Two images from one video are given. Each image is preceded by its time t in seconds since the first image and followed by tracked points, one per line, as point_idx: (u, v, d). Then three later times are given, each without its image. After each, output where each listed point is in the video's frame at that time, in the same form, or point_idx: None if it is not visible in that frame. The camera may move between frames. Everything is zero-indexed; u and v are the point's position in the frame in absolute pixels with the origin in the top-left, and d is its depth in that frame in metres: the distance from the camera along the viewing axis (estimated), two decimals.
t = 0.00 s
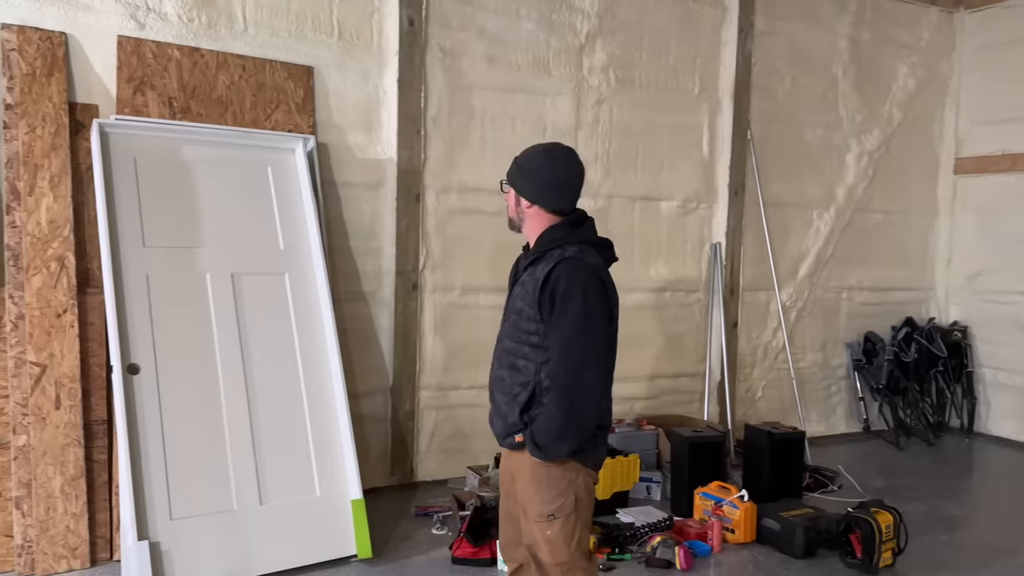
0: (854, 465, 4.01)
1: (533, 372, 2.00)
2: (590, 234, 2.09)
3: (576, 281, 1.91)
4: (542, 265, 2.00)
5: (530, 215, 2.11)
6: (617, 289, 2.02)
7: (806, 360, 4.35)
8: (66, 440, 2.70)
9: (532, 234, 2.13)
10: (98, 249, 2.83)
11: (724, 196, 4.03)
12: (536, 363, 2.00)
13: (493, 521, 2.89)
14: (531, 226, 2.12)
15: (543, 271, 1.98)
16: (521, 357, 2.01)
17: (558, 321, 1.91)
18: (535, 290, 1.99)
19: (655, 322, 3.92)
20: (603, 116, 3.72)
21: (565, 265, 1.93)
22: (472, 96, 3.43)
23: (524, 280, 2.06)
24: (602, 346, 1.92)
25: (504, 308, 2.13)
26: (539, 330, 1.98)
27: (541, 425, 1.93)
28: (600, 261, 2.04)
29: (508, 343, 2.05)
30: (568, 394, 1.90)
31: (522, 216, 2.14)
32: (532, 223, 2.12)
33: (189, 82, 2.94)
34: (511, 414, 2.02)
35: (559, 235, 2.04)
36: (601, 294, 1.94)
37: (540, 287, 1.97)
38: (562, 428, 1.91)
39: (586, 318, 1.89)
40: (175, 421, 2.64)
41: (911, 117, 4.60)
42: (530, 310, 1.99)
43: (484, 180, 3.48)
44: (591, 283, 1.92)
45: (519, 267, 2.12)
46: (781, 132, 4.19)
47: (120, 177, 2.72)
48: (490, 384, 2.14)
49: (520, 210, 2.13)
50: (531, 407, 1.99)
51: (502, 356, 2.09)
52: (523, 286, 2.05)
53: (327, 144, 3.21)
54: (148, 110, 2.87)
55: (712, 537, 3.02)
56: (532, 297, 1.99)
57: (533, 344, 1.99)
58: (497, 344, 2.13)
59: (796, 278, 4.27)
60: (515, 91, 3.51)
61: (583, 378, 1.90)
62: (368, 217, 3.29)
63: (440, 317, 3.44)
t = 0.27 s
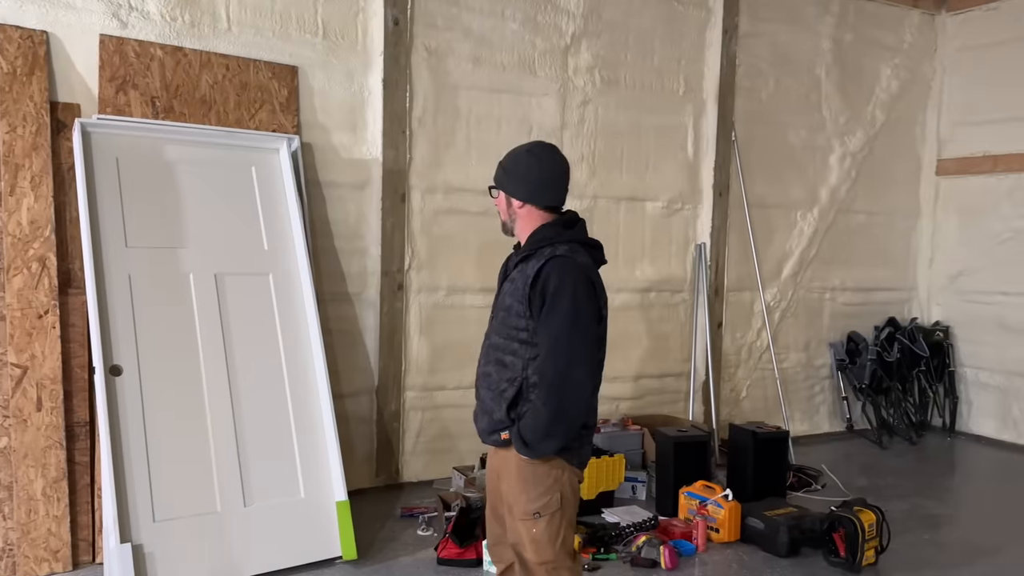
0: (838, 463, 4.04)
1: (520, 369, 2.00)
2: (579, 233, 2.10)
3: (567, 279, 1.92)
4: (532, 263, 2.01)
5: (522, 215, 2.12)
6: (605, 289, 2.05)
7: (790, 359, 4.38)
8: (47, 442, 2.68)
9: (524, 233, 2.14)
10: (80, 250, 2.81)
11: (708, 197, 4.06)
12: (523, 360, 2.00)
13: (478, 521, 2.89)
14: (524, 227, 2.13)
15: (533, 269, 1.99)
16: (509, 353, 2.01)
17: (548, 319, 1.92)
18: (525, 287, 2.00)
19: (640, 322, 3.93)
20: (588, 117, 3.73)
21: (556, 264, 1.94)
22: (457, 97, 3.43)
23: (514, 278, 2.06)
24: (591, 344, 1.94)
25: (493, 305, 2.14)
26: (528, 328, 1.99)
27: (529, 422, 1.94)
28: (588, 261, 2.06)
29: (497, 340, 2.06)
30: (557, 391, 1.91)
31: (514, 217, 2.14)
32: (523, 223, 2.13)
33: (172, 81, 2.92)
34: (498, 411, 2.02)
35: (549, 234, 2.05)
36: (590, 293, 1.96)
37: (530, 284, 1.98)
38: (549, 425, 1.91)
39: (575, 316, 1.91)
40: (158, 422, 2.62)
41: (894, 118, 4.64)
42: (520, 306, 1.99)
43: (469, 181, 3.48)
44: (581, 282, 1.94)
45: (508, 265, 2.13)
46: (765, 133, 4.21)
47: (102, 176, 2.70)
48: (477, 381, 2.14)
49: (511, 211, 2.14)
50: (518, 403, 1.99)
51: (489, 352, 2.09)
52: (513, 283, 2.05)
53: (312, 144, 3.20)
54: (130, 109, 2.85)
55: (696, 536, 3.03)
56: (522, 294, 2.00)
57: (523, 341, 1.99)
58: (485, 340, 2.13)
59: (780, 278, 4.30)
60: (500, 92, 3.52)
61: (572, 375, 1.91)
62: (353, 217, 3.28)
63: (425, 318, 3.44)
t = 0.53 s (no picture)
0: (827, 463, 4.07)
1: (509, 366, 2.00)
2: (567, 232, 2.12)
3: (557, 277, 1.93)
4: (523, 260, 2.01)
5: (511, 214, 2.13)
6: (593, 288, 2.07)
7: (779, 359, 4.40)
8: (35, 443, 2.67)
9: (513, 233, 2.15)
10: (68, 250, 2.79)
11: (698, 198, 4.07)
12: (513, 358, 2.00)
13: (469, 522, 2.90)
14: (512, 226, 2.14)
15: (523, 266, 2.00)
16: (498, 351, 2.01)
17: (539, 316, 1.93)
18: (515, 284, 2.00)
19: (630, 323, 3.94)
20: (578, 118, 3.73)
21: (547, 262, 1.96)
22: (447, 97, 3.43)
23: (503, 275, 2.06)
24: (580, 342, 1.96)
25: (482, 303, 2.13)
26: (517, 325, 1.99)
27: (519, 420, 1.94)
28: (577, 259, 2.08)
29: (486, 338, 2.05)
30: (546, 388, 1.92)
31: (503, 216, 2.15)
32: (512, 223, 2.13)
33: (161, 81, 2.91)
34: (487, 409, 2.01)
35: (538, 232, 2.06)
36: (580, 291, 1.98)
37: (520, 281, 1.98)
38: (539, 423, 1.92)
39: (565, 313, 1.92)
40: (147, 424, 2.61)
41: (883, 119, 4.67)
42: (510, 303, 1.99)
43: (459, 181, 3.48)
44: (570, 280, 1.96)
45: (497, 262, 2.13)
46: (755, 134, 4.23)
47: (90, 177, 2.69)
48: (466, 379, 2.13)
49: (500, 210, 2.15)
50: (507, 401, 1.99)
51: (479, 350, 2.08)
52: (503, 280, 2.05)
53: (302, 144, 3.20)
54: (119, 109, 2.84)
55: (687, 536, 3.04)
56: (512, 291, 2.00)
57: (512, 338, 1.99)
58: (475, 338, 2.13)
59: (769, 278, 4.32)
60: (491, 92, 3.52)
61: (562, 372, 1.93)
62: (344, 217, 3.28)
63: (416, 318, 3.44)
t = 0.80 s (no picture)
0: (822, 463, 4.08)
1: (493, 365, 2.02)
2: (545, 229, 2.12)
3: (524, 270, 1.93)
4: (498, 259, 2.04)
5: (492, 217, 2.13)
6: (569, 281, 2.04)
7: (775, 359, 4.42)
8: (30, 444, 2.67)
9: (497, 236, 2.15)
10: (63, 251, 2.79)
11: (694, 199, 4.08)
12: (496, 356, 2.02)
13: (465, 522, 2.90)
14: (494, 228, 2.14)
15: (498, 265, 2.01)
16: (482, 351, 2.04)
17: (508, 311, 1.92)
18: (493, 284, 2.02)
19: (625, 323, 3.95)
20: (574, 118, 3.74)
21: (515, 257, 1.96)
22: (443, 98, 3.43)
23: (485, 276, 2.09)
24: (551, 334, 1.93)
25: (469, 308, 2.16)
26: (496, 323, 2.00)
27: (499, 416, 1.94)
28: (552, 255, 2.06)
29: (473, 340, 2.08)
30: (516, 382, 1.90)
31: (484, 221, 2.15)
32: (494, 225, 2.14)
33: (156, 81, 2.91)
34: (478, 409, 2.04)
35: (516, 231, 2.06)
36: (549, 283, 1.95)
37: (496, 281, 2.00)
38: (512, 417, 1.91)
39: (535, 306, 1.90)
40: (143, 424, 2.61)
41: (877, 120, 4.69)
42: (488, 302, 2.01)
43: (455, 182, 3.49)
44: (540, 273, 1.94)
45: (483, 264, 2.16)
46: (750, 135, 4.24)
47: (85, 178, 2.68)
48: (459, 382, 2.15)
49: (481, 215, 2.15)
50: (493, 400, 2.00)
51: (468, 351, 2.11)
52: (484, 281, 2.08)
53: (298, 144, 3.20)
54: (114, 109, 2.83)
55: (682, 535, 3.05)
56: (490, 290, 2.03)
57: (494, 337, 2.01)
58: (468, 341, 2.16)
59: (764, 278, 4.34)
60: (486, 93, 3.52)
61: (532, 365, 1.89)
62: (339, 218, 3.28)
63: (412, 319, 3.44)
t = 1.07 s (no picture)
0: (823, 463, 4.08)
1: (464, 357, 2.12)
2: (520, 232, 2.20)
3: (494, 268, 2.03)
4: (471, 258, 2.14)
5: (473, 224, 2.22)
6: (540, 280, 2.14)
7: (776, 359, 4.42)
8: (31, 444, 2.67)
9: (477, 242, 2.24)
10: (64, 251, 2.79)
11: (694, 199, 4.08)
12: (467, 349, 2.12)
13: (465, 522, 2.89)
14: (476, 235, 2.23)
15: (471, 264, 2.11)
16: (453, 345, 2.12)
17: (479, 306, 2.02)
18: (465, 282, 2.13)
19: (626, 323, 3.95)
20: (574, 118, 3.74)
21: (486, 256, 2.06)
22: (444, 98, 3.43)
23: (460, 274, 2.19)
24: (520, 328, 2.03)
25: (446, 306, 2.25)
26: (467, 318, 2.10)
27: (468, 405, 2.03)
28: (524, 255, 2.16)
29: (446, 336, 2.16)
30: (485, 371, 1.99)
31: (467, 227, 2.25)
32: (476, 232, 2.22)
33: (157, 81, 2.91)
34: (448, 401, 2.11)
35: (492, 233, 2.15)
36: (519, 281, 2.05)
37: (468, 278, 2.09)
38: (481, 404, 2.00)
39: (504, 302, 2.01)
40: (144, 424, 2.61)
41: (878, 120, 4.69)
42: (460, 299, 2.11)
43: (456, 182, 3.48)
44: (509, 271, 2.04)
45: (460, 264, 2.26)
46: (751, 135, 4.24)
47: (86, 178, 2.68)
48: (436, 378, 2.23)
49: (465, 222, 2.24)
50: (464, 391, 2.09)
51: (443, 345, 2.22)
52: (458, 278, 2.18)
53: (298, 145, 3.20)
54: (115, 110, 2.84)
55: (683, 535, 3.05)
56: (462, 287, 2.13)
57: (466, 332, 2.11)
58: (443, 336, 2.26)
59: (765, 278, 4.33)
60: (487, 93, 3.52)
61: (502, 356, 2.00)
62: (340, 218, 3.28)
63: (412, 319, 3.44)
